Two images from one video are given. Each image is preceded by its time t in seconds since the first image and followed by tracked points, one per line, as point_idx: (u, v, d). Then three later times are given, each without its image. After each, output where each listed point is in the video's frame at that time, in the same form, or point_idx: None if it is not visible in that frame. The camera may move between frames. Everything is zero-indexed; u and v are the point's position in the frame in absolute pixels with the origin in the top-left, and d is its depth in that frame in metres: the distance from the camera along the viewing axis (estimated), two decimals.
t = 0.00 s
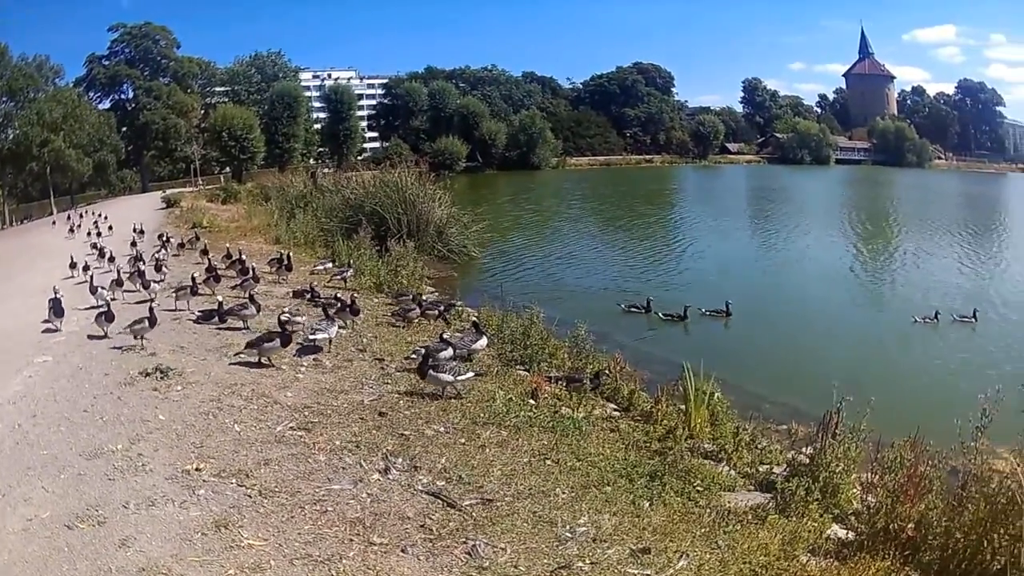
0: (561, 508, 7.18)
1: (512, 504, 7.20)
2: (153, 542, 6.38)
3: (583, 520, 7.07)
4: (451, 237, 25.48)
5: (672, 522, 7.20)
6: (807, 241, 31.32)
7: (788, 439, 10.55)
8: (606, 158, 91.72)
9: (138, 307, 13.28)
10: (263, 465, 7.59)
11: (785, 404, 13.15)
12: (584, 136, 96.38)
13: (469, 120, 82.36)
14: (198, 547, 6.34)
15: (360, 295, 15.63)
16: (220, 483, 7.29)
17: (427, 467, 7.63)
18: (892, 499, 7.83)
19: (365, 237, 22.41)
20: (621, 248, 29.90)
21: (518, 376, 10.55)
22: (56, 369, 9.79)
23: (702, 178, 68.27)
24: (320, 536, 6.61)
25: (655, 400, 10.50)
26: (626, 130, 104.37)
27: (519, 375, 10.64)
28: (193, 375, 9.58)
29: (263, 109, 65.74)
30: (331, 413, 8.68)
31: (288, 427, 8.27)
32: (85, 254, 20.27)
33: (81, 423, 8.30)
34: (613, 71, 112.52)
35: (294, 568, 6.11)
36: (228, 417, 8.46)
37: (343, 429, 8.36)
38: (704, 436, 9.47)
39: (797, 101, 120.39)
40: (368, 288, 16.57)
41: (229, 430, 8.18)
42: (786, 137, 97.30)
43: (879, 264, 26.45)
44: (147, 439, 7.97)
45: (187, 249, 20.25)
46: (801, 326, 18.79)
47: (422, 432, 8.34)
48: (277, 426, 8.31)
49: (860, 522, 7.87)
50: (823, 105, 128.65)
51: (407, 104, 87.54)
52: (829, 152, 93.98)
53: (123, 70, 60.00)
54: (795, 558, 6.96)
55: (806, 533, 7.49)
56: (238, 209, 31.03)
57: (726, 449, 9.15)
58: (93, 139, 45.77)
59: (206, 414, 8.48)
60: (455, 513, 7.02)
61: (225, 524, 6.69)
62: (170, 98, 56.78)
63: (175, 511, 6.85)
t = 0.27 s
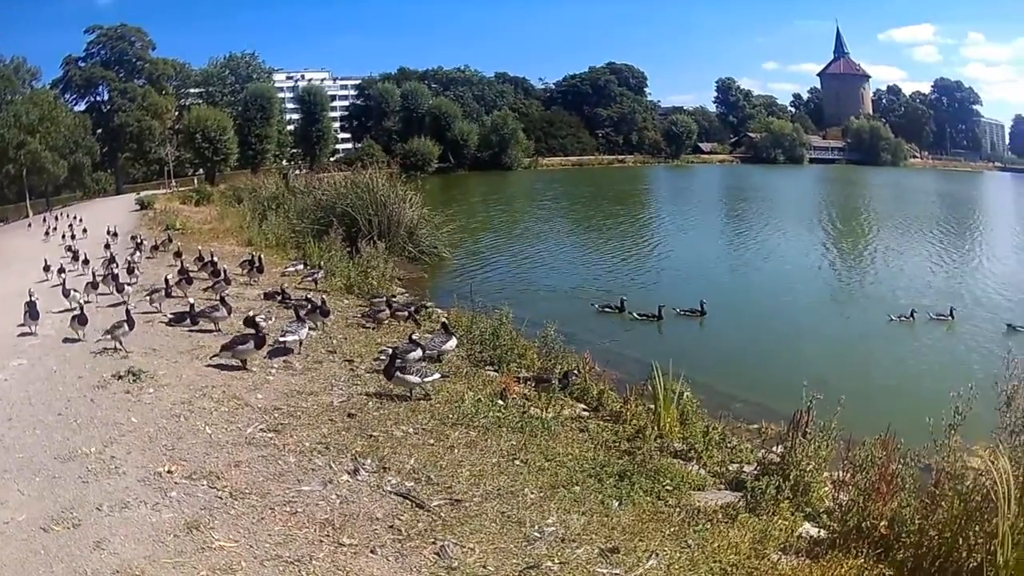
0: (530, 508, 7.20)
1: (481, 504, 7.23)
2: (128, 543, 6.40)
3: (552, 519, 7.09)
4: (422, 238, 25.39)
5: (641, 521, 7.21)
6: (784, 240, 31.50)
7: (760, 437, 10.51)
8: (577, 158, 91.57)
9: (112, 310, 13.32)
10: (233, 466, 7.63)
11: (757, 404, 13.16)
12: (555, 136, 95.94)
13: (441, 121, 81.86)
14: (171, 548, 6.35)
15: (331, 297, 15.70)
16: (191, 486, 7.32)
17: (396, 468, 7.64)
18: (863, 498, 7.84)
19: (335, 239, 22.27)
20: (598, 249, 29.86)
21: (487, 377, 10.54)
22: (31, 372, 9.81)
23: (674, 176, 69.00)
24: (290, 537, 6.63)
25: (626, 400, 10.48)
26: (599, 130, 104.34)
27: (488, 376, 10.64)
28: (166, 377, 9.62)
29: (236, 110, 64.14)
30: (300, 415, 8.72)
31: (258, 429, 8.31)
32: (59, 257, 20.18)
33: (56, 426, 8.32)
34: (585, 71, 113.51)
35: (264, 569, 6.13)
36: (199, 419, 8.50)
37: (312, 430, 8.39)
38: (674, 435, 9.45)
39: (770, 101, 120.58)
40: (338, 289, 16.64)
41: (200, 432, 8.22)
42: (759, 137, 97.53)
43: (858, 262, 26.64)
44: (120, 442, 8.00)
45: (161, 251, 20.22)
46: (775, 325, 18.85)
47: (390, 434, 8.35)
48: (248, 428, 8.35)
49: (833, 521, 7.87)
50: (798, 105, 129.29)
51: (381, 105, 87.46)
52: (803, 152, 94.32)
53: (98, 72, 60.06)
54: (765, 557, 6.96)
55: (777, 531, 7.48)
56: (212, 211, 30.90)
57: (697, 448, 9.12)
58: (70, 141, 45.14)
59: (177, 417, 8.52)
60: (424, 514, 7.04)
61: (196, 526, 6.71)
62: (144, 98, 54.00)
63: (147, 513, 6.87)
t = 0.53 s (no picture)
0: (499, 510, 7.21)
1: (452, 506, 7.24)
2: (104, 546, 6.39)
3: (523, 521, 7.11)
4: (394, 241, 25.35)
5: (612, 523, 7.22)
6: (761, 240, 31.78)
7: (732, 436, 10.52)
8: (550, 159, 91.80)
9: (88, 314, 13.33)
10: (206, 469, 7.64)
11: (728, 405, 13.19)
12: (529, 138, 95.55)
13: (414, 124, 82.11)
14: (146, 551, 6.34)
15: (304, 300, 15.79)
16: (165, 489, 7.32)
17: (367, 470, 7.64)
18: (836, 498, 7.84)
19: (307, 241, 22.30)
20: (570, 249, 30.12)
21: (457, 380, 10.55)
22: (7, 377, 9.80)
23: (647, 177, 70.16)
24: (262, 540, 6.64)
25: (595, 401, 10.52)
26: (572, 132, 104.27)
27: (459, 378, 10.67)
28: (141, 381, 9.64)
29: (210, 113, 62.89)
30: (273, 418, 8.74)
31: (230, 432, 8.30)
32: (35, 261, 20.13)
33: (32, 430, 8.31)
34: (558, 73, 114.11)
35: (236, 571, 6.13)
36: (173, 423, 8.52)
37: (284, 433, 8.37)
38: (645, 436, 9.43)
39: (744, 102, 121.10)
40: (310, 293, 16.70)
41: (174, 435, 8.23)
42: (733, 138, 97.96)
43: (838, 262, 26.87)
44: (95, 446, 8.01)
45: (135, 255, 20.21)
46: (750, 325, 18.96)
47: (361, 436, 8.35)
48: (220, 431, 8.35)
49: (806, 521, 7.86)
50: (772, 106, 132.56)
51: (355, 108, 88.39)
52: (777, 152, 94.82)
53: (75, 75, 60.83)
54: (737, 557, 6.94)
55: (749, 532, 7.45)
56: (186, 215, 30.82)
57: (667, 448, 9.12)
58: (48, 144, 45.07)
59: (151, 420, 8.54)
60: (394, 516, 7.06)
61: (170, 528, 6.70)
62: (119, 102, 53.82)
63: (122, 516, 6.87)
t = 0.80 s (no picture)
0: (470, 511, 7.23)
1: (423, 507, 7.26)
2: (81, 550, 6.41)
3: (494, 522, 7.12)
4: (365, 244, 25.36)
5: (583, 523, 7.23)
6: (739, 240, 32.09)
7: (703, 437, 10.55)
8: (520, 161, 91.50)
9: (61, 320, 13.34)
10: (180, 473, 7.65)
11: (701, 405, 13.24)
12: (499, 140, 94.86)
13: (386, 127, 82.04)
14: (121, 555, 6.36)
15: (275, 303, 15.83)
16: (140, 492, 7.34)
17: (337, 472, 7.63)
18: (809, 496, 7.85)
19: (276, 243, 22.25)
20: (541, 250, 30.31)
21: (428, 381, 10.53)
22: None
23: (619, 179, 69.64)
24: (235, 543, 6.66)
25: (566, 403, 10.52)
26: (543, 134, 103.56)
27: (429, 380, 10.63)
28: (115, 386, 9.66)
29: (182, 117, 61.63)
30: (245, 420, 8.73)
31: (203, 435, 8.29)
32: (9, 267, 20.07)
33: (7, 436, 8.31)
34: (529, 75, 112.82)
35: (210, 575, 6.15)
36: (146, 427, 8.53)
37: (255, 436, 8.34)
38: (616, 437, 9.42)
39: (717, 102, 121.42)
40: (281, 296, 16.69)
41: (147, 439, 8.25)
42: (705, 137, 97.82)
43: (815, 262, 27.21)
44: (71, 450, 8.03)
45: (109, 260, 20.19)
46: (725, 325, 19.14)
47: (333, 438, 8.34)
48: (193, 435, 8.35)
49: (779, 519, 7.87)
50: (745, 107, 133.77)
51: (324, 111, 84.42)
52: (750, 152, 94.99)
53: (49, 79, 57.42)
54: (709, 557, 6.95)
55: (721, 531, 7.44)
56: (159, 218, 30.59)
57: (639, 448, 9.12)
58: (21, 148, 44.64)
59: (125, 424, 8.56)
60: (365, 518, 7.09)
61: (146, 532, 6.72)
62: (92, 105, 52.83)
63: (97, 520, 6.88)
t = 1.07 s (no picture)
0: (438, 512, 7.25)
1: (391, 508, 7.29)
2: (56, 553, 6.42)
3: (463, 523, 7.14)
4: (334, 247, 25.50)
5: (551, 523, 7.23)
6: (712, 240, 32.48)
7: (672, 435, 10.61)
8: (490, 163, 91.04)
9: (37, 325, 13.40)
10: (152, 476, 7.67)
11: (669, 404, 13.37)
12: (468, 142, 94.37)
13: (355, 128, 81.65)
14: (96, 557, 6.39)
15: (246, 306, 15.92)
16: (113, 496, 7.36)
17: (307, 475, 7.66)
18: (778, 495, 7.86)
19: (248, 248, 22.22)
20: (518, 251, 30.53)
21: (396, 383, 10.52)
22: None
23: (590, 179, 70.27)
24: (206, 545, 6.68)
25: (535, 403, 10.52)
26: (511, 135, 103.09)
27: (398, 382, 10.61)
28: (88, 390, 9.68)
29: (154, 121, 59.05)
30: (215, 422, 8.71)
31: (175, 438, 8.29)
32: None
33: None
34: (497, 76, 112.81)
35: None
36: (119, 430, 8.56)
37: (225, 438, 8.35)
38: (585, 436, 9.43)
39: (686, 102, 121.70)
40: (252, 299, 16.61)
41: (120, 443, 8.26)
42: (674, 138, 97.80)
43: (788, 261, 27.66)
44: (46, 454, 8.05)
45: (82, 264, 20.28)
46: (697, 325, 19.36)
47: (302, 440, 8.35)
48: (165, 438, 8.35)
49: (748, 518, 7.88)
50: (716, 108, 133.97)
51: (295, 114, 84.13)
52: (719, 152, 95.32)
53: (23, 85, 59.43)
54: (678, 555, 6.96)
55: (690, 530, 7.47)
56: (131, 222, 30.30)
57: (607, 448, 9.12)
58: None
59: (98, 428, 8.59)
60: (334, 520, 7.10)
61: (119, 535, 6.74)
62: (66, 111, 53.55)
63: (72, 522, 6.91)
